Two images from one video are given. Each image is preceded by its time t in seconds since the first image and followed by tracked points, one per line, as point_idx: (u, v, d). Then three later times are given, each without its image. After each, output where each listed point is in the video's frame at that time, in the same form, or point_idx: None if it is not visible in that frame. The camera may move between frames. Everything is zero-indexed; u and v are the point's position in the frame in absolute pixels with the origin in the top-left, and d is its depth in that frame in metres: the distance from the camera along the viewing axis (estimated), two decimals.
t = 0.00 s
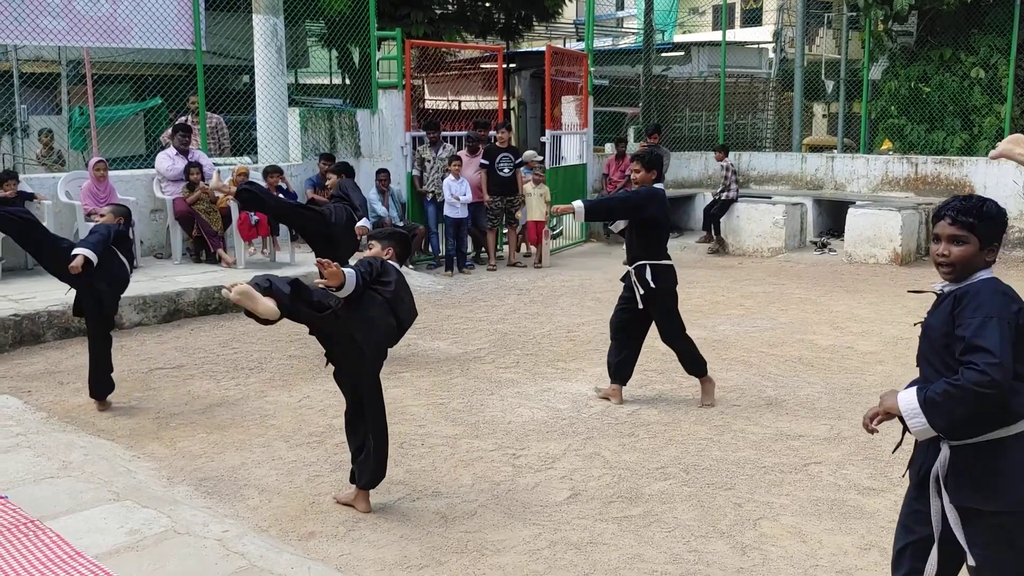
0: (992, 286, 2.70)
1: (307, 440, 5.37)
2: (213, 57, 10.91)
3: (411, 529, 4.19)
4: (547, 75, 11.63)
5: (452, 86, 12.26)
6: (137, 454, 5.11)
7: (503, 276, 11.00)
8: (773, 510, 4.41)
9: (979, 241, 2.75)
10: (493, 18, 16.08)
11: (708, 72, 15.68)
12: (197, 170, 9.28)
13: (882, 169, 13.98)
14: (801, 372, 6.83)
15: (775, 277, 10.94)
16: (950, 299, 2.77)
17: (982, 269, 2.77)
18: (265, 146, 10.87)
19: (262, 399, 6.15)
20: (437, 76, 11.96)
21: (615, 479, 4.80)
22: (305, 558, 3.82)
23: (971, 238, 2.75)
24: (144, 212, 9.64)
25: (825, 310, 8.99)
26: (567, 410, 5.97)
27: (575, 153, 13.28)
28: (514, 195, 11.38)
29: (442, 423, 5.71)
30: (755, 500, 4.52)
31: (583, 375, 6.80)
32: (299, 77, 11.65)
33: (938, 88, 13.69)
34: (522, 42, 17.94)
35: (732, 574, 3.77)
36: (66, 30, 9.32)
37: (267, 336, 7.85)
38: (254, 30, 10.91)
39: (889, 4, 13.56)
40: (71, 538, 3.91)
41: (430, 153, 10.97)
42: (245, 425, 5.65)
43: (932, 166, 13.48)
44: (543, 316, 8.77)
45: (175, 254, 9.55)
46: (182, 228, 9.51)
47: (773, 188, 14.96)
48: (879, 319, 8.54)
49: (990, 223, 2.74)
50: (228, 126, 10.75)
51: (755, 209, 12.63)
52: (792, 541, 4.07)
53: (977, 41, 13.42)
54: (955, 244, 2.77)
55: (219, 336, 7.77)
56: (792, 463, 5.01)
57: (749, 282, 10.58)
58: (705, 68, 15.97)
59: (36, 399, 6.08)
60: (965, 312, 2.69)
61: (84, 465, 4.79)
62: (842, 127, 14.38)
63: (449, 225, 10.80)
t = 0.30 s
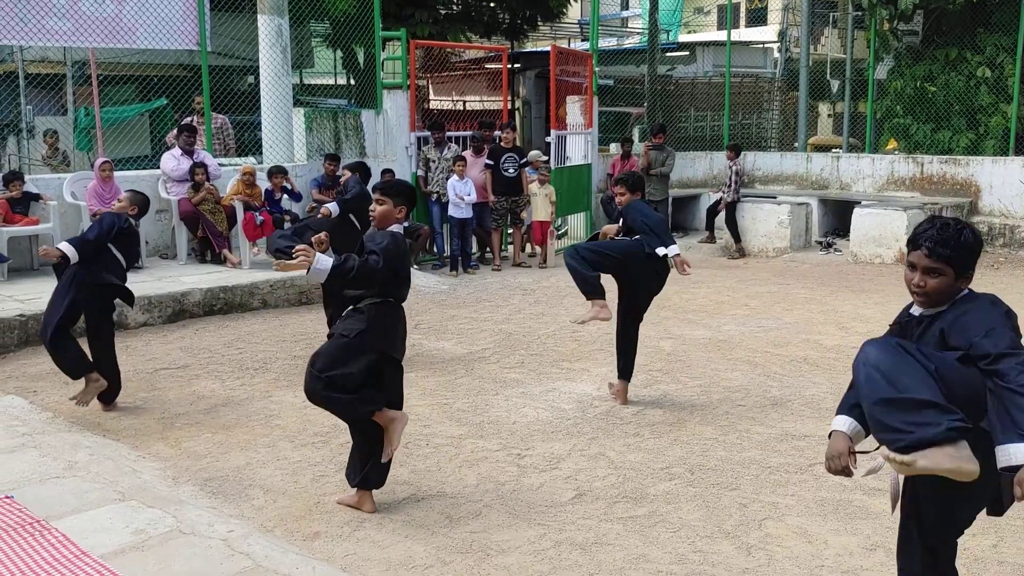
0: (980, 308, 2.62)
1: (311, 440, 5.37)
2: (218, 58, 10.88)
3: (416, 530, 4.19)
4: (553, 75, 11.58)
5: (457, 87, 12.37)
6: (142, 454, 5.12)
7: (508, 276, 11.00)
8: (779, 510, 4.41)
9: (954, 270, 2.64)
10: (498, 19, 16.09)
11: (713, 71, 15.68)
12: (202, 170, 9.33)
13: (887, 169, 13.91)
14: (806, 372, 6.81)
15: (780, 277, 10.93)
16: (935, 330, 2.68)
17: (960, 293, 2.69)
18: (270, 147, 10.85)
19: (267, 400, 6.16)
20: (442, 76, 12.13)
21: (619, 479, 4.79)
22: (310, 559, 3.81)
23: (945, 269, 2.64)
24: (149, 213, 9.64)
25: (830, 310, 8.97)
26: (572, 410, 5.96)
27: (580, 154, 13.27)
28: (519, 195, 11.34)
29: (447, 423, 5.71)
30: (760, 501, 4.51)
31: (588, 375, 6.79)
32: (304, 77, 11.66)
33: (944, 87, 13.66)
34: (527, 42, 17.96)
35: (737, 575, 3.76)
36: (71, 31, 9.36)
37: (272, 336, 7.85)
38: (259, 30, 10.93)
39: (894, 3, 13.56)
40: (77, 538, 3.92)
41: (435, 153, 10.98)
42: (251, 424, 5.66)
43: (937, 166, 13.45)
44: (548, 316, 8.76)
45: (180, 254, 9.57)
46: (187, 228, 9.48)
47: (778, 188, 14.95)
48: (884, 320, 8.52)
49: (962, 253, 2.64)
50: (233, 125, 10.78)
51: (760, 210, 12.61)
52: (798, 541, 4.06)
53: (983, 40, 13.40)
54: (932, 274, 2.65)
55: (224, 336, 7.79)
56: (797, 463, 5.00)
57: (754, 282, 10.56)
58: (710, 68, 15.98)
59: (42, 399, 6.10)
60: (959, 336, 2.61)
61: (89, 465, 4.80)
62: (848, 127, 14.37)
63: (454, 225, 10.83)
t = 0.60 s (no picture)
0: (973, 315, 2.65)
1: (316, 439, 5.38)
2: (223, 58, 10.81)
3: (421, 529, 4.19)
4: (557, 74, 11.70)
5: (461, 87, 12.47)
6: (147, 454, 5.13)
7: (513, 276, 11.02)
8: (784, 509, 4.40)
9: (944, 275, 2.74)
10: (501, 18, 16.09)
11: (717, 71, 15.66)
12: (207, 170, 9.36)
13: (892, 168, 13.90)
14: (811, 372, 6.80)
15: (785, 277, 10.92)
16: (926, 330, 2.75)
17: (949, 301, 2.77)
18: (275, 146, 10.91)
19: (272, 399, 6.16)
20: (446, 76, 12.25)
21: (624, 479, 4.79)
22: (315, 558, 3.82)
23: (934, 274, 2.74)
24: (154, 212, 9.66)
25: (835, 309, 8.97)
26: (577, 410, 5.96)
27: (584, 153, 13.28)
28: (523, 195, 11.35)
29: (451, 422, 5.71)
30: (765, 500, 4.51)
31: (593, 375, 6.78)
32: (308, 78, 11.54)
33: (949, 87, 13.68)
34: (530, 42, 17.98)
35: (742, 574, 3.76)
36: (77, 31, 9.37)
37: (277, 335, 7.86)
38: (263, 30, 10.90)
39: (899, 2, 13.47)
40: (83, 537, 3.93)
41: (439, 153, 11.02)
42: (255, 424, 5.67)
43: (943, 165, 13.42)
44: (552, 316, 8.77)
45: (185, 254, 9.58)
46: (192, 228, 9.50)
47: (782, 188, 14.93)
48: (889, 319, 8.51)
49: (953, 256, 2.73)
50: (238, 126, 10.71)
51: (764, 209, 12.60)
52: (803, 541, 4.06)
53: (988, 39, 13.41)
54: (921, 282, 2.77)
55: (229, 336, 7.80)
56: (802, 463, 5.00)
57: (759, 282, 10.55)
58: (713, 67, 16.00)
59: (48, 398, 6.12)
60: (950, 336, 2.65)
61: (95, 465, 4.81)
62: (852, 126, 14.35)
63: (458, 225, 10.81)
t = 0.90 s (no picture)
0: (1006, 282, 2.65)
1: (322, 438, 5.38)
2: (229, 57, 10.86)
3: (427, 528, 4.19)
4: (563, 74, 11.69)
5: (466, 86, 12.34)
6: (154, 452, 5.13)
7: (518, 275, 11.02)
8: (790, 509, 4.40)
9: (987, 233, 2.72)
10: (508, 17, 16.09)
11: (724, 70, 15.62)
12: (213, 168, 9.33)
13: (899, 168, 13.88)
14: (818, 372, 6.79)
15: (791, 277, 10.90)
16: (962, 288, 2.72)
17: (987, 263, 2.74)
18: (281, 145, 10.86)
19: (278, 398, 6.17)
20: (452, 74, 12.22)
21: (629, 479, 4.78)
22: (321, 556, 3.82)
23: (979, 229, 2.71)
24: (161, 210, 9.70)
25: (842, 309, 8.96)
26: (583, 409, 5.96)
27: (591, 152, 13.26)
28: (530, 194, 11.36)
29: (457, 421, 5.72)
30: (771, 501, 4.50)
31: (598, 375, 6.77)
32: (314, 76, 11.73)
33: (957, 86, 13.53)
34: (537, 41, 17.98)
35: (748, 575, 3.75)
36: (83, 30, 9.38)
37: (283, 334, 7.86)
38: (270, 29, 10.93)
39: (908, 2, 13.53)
40: (90, 534, 3.94)
41: (445, 152, 10.98)
42: (261, 422, 5.67)
43: (950, 165, 13.40)
44: (558, 315, 8.77)
45: (192, 252, 9.59)
46: (198, 227, 9.51)
47: (789, 187, 14.90)
48: (896, 319, 8.49)
49: (1000, 216, 2.71)
50: (244, 125, 10.77)
51: (771, 209, 12.57)
52: (809, 542, 4.05)
53: (996, 39, 13.29)
54: (963, 235, 2.73)
55: (235, 334, 7.81)
56: (808, 463, 4.99)
57: (765, 282, 10.53)
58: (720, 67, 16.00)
59: (55, 396, 6.13)
60: (983, 308, 2.65)
61: (102, 463, 4.82)
62: (859, 126, 14.32)
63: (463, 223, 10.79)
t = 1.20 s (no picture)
0: None
1: (328, 436, 5.38)
2: (235, 55, 10.87)
3: (432, 526, 4.19)
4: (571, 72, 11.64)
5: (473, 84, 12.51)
6: (160, 449, 5.14)
7: (524, 274, 11.00)
8: (796, 510, 4.38)
9: None
10: (515, 15, 16.08)
11: (731, 69, 15.61)
12: (220, 166, 9.34)
13: (906, 168, 13.83)
14: (824, 372, 6.77)
15: (798, 277, 10.87)
16: None
17: None
18: (288, 142, 10.87)
19: (283, 395, 6.17)
20: (459, 73, 12.16)
21: (635, 478, 4.77)
22: (326, 554, 3.82)
23: None
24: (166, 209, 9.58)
25: (849, 309, 8.94)
26: (588, 408, 5.95)
27: (597, 151, 13.24)
28: (536, 193, 11.35)
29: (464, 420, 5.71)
30: (777, 501, 4.48)
31: (604, 374, 6.76)
32: (321, 74, 11.65)
33: (965, 86, 13.57)
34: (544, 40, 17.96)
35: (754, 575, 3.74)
36: (91, 27, 9.37)
37: (289, 332, 7.87)
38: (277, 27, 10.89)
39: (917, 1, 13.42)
40: (96, 532, 3.94)
41: (451, 150, 10.98)
42: (267, 420, 5.67)
43: (958, 165, 13.36)
44: (564, 314, 8.76)
45: (197, 250, 9.59)
46: (204, 225, 9.50)
47: (796, 187, 14.83)
48: (903, 320, 8.47)
49: None
50: (251, 122, 10.70)
51: (778, 208, 12.54)
52: (816, 542, 4.04)
53: (1005, 39, 13.33)
54: None
55: (241, 332, 7.81)
56: (814, 463, 4.98)
57: (771, 282, 10.51)
58: (727, 66, 15.98)
59: (61, 393, 6.14)
60: None
61: (108, 460, 4.83)
62: (867, 125, 14.26)
63: (469, 222, 10.78)
